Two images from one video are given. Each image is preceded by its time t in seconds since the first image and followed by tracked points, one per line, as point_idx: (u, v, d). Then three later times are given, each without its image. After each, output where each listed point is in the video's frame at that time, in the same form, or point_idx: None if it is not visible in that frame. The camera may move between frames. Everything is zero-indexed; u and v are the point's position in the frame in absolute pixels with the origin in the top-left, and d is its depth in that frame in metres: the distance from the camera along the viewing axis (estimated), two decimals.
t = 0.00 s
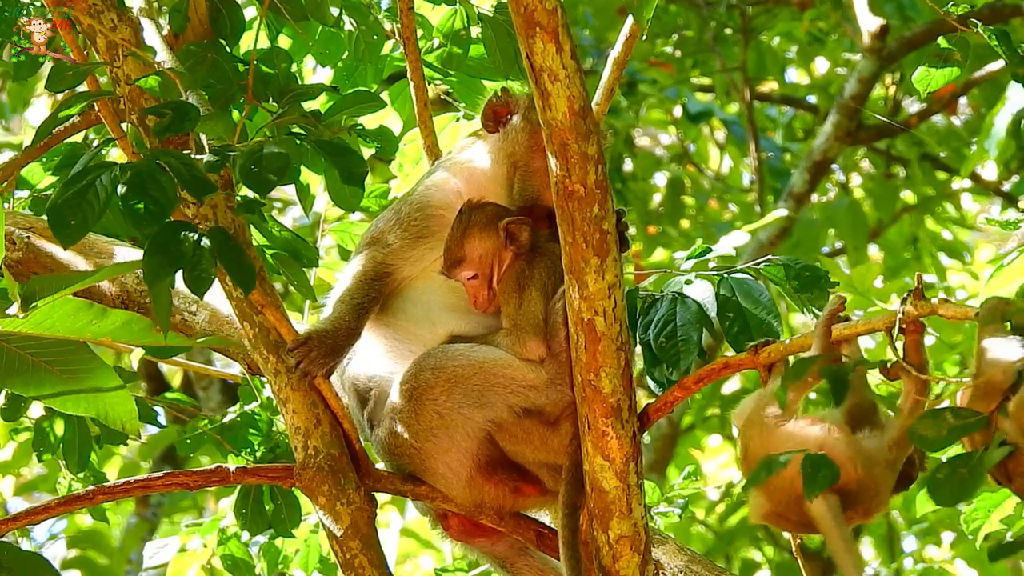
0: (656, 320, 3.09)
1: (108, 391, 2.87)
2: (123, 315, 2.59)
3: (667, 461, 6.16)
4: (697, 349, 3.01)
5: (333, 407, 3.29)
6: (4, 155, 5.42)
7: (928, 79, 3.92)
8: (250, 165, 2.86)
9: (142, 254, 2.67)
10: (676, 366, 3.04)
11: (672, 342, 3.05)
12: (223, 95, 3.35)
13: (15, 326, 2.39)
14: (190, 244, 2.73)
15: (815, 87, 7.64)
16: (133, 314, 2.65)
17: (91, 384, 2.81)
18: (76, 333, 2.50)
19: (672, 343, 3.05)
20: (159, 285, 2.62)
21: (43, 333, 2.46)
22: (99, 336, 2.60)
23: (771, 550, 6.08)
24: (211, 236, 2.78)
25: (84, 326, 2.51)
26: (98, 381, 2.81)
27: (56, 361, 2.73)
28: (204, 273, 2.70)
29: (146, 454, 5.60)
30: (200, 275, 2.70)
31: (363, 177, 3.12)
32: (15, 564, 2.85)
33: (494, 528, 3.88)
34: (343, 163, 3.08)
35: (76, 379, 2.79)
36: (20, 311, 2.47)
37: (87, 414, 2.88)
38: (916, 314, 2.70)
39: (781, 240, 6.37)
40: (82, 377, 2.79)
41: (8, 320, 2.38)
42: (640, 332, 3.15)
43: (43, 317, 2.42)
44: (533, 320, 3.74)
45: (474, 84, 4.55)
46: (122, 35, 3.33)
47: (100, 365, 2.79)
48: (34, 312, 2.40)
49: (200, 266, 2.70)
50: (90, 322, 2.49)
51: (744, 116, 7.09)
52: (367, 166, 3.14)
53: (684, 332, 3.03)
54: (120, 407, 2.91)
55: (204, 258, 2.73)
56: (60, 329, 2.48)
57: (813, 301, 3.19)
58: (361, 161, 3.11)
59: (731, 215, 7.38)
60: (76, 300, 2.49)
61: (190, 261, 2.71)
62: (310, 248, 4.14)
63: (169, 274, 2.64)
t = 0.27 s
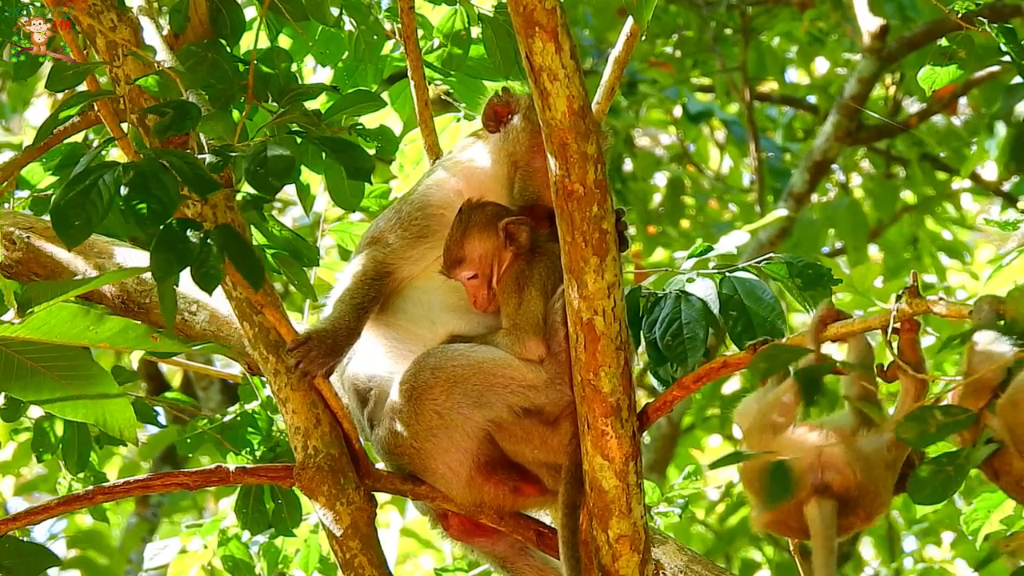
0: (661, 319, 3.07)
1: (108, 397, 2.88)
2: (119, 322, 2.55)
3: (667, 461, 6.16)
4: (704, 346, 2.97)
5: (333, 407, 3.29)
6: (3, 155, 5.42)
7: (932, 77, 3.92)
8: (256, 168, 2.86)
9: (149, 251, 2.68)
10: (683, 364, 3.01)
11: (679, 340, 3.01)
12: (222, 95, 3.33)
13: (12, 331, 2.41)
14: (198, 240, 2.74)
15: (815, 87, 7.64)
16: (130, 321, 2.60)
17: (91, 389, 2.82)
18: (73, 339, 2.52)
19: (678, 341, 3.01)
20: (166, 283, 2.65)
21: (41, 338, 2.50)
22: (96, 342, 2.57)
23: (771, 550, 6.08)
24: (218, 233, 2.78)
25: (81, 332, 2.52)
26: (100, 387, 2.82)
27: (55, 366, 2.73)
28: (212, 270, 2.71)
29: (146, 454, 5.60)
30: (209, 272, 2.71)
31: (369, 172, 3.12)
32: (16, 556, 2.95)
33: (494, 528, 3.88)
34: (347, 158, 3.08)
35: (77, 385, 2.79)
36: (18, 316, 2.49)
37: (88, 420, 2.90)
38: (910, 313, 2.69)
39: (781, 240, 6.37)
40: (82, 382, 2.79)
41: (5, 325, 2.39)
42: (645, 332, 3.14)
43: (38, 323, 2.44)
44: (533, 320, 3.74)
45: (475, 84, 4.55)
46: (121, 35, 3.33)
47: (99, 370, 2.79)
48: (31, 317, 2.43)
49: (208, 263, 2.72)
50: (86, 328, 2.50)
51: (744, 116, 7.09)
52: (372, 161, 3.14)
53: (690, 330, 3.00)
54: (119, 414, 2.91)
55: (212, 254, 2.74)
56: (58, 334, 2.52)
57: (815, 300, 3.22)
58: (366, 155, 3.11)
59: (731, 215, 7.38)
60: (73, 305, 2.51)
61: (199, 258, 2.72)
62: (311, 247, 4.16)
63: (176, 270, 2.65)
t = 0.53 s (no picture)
0: (664, 317, 3.06)
1: (108, 403, 2.88)
2: (118, 325, 2.54)
3: (667, 461, 6.16)
4: (706, 345, 2.97)
5: (333, 407, 3.28)
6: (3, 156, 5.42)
7: (936, 75, 3.91)
8: (253, 168, 2.86)
9: (152, 248, 2.69)
10: (686, 363, 3.01)
11: (681, 339, 3.00)
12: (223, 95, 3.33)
13: (8, 336, 2.38)
14: (201, 235, 2.78)
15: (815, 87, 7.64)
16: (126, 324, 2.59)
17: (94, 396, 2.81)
18: (70, 343, 2.48)
19: (680, 340, 3.00)
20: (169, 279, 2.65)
21: (38, 343, 2.46)
22: (94, 346, 2.54)
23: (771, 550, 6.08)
24: (221, 228, 2.82)
25: (78, 337, 2.49)
26: (100, 392, 2.80)
27: (55, 369, 2.73)
28: (216, 265, 2.73)
29: (146, 455, 5.61)
30: (212, 268, 2.73)
31: (368, 172, 3.14)
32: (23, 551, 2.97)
33: (494, 527, 3.88)
34: (346, 160, 3.08)
35: (79, 390, 2.78)
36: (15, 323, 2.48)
37: (89, 426, 2.90)
38: (904, 315, 2.69)
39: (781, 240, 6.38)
40: (85, 389, 2.79)
41: None
42: (647, 330, 3.13)
43: (36, 326, 2.41)
44: (532, 320, 3.74)
45: (476, 84, 4.55)
46: (121, 34, 3.33)
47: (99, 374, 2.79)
48: (26, 321, 2.38)
49: (211, 260, 2.73)
50: (83, 331, 2.47)
51: (744, 116, 7.09)
52: (372, 162, 3.15)
53: (693, 329, 2.99)
54: (120, 419, 2.91)
55: (215, 251, 2.77)
56: (54, 340, 2.48)
57: (817, 298, 3.20)
58: (365, 157, 3.11)
59: (731, 215, 7.38)
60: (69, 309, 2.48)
61: (201, 256, 2.74)
62: (312, 247, 4.17)
63: (180, 265, 2.67)
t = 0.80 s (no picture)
0: (661, 317, 3.05)
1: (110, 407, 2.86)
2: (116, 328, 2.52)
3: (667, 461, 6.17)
4: (704, 344, 2.94)
5: (333, 407, 3.28)
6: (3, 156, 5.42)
7: (938, 74, 3.95)
8: (247, 166, 2.86)
9: (148, 247, 2.68)
10: (683, 362, 2.98)
11: (679, 338, 2.98)
12: (223, 95, 3.35)
13: (6, 337, 2.37)
14: (196, 232, 2.76)
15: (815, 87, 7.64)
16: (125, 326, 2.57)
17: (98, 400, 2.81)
18: (68, 345, 2.48)
19: (678, 339, 2.98)
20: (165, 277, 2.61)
21: (36, 344, 2.45)
22: (92, 347, 2.54)
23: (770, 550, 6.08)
24: (215, 226, 2.81)
25: (76, 339, 2.49)
26: (101, 396, 2.79)
27: (56, 370, 2.73)
28: (210, 263, 2.72)
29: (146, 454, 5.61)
30: (206, 266, 2.72)
31: (360, 176, 3.12)
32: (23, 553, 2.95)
33: (494, 527, 3.88)
34: (341, 163, 3.06)
35: (81, 392, 2.79)
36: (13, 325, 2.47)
37: (90, 428, 2.89)
38: (899, 321, 2.72)
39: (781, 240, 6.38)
40: (90, 394, 2.79)
41: None
42: (645, 330, 3.12)
43: (34, 329, 2.40)
44: (532, 320, 3.73)
45: (476, 84, 4.55)
46: (121, 34, 3.34)
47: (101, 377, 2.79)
48: (24, 322, 2.38)
49: (206, 257, 2.72)
50: (82, 334, 2.47)
51: (744, 116, 7.09)
52: (364, 169, 3.14)
53: (690, 328, 2.97)
54: (121, 423, 2.89)
55: (210, 248, 2.76)
56: (52, 341, 2.48)
57: (815, 297, 3.19)
58: (359, 162, 3.10)
59: (731, 215, 7.38)
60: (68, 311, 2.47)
61: (196, 253, 2.73)
62: (312, 247, 4.16)
63: (175, 264, 2.64)
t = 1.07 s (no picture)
0: (658, 317, 3.04)
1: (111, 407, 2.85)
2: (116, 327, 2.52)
3: (667, 461, 6.17)
4: (700, 345, 2.94)
5: (333, 407, 3.28)
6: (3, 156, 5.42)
7: (937, 74, 3.98)
8: (250, 167, 2.85)
9: (139, 244, 2.69)
10: (679, 363, 2.98)
11: (675, 340, 2.98)
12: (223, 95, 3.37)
13: (5, 335, 2.38)
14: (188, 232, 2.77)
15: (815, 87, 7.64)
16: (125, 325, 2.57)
17: (103, 403, 2.80)
18: (68, 343, 2.49)
19: (674, 341, 2.98)
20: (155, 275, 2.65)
21: (36, 342, 2.46)
22: (92, 346, 2.54)
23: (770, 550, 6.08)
24: (207, 226, 2.81)
25: (76, 337, 2.49)
26: (102, 396, 2.78)
27: (56, 370, 2.74)
28: (201, 263, 2.73)
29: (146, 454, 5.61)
30: (197, 266, 2.73)
31: (362, 174, 3.10)
32: (20, 557, 2.90)
33: (494, 526, 3.88)
34: (341, 161, 3.05)
35: (84, 394, 2.78)
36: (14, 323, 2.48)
37: (91, 429, 2.87)
38: (891, 331, 2.74)
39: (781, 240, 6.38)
40: (96, 398, 2.79)
41: None
42: (643, 330, 3.12)
43: (34, 327, 2.40)
44: (531, 320, 3.72)
45: (476, 84, 4.54)
46: (121, 34, 3.35)
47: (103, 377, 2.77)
48: (24, 320, 2.39)
49: (197, 256, 2.73)
50: (81, 332, 2.47)
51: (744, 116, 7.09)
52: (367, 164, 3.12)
53: (687, 329, 2.97)
54: (122, 423, 2.87)
55: (201, 248, 2.76)
56: (52, 339, 2.48)
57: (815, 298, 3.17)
58: (360, 158, 3.08)
59: (731, 215, 7.38)
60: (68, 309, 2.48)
61: (187, 252, 2.73)
62: (312, 247, 4.16)
63: (165, 263, 2.66)
